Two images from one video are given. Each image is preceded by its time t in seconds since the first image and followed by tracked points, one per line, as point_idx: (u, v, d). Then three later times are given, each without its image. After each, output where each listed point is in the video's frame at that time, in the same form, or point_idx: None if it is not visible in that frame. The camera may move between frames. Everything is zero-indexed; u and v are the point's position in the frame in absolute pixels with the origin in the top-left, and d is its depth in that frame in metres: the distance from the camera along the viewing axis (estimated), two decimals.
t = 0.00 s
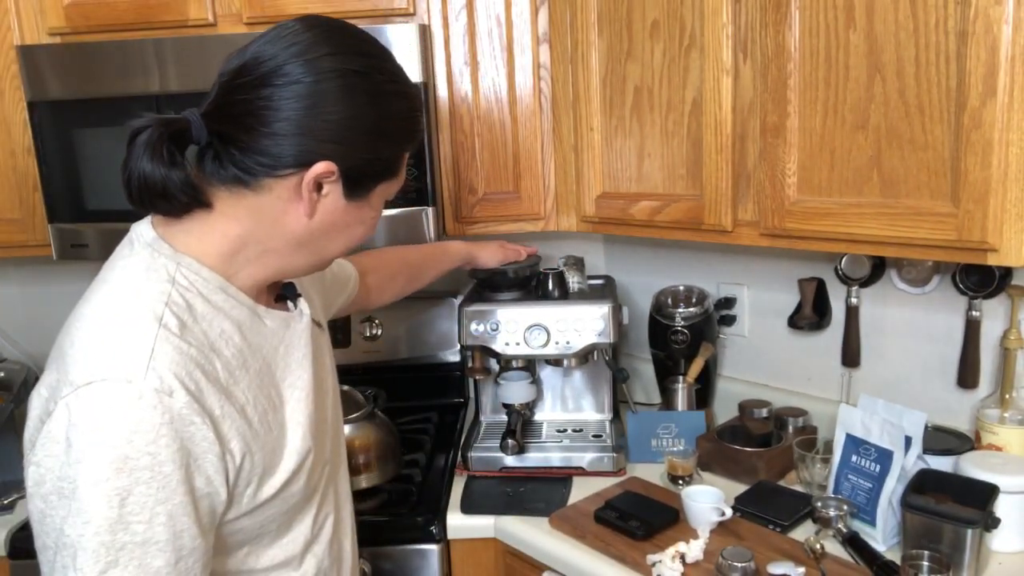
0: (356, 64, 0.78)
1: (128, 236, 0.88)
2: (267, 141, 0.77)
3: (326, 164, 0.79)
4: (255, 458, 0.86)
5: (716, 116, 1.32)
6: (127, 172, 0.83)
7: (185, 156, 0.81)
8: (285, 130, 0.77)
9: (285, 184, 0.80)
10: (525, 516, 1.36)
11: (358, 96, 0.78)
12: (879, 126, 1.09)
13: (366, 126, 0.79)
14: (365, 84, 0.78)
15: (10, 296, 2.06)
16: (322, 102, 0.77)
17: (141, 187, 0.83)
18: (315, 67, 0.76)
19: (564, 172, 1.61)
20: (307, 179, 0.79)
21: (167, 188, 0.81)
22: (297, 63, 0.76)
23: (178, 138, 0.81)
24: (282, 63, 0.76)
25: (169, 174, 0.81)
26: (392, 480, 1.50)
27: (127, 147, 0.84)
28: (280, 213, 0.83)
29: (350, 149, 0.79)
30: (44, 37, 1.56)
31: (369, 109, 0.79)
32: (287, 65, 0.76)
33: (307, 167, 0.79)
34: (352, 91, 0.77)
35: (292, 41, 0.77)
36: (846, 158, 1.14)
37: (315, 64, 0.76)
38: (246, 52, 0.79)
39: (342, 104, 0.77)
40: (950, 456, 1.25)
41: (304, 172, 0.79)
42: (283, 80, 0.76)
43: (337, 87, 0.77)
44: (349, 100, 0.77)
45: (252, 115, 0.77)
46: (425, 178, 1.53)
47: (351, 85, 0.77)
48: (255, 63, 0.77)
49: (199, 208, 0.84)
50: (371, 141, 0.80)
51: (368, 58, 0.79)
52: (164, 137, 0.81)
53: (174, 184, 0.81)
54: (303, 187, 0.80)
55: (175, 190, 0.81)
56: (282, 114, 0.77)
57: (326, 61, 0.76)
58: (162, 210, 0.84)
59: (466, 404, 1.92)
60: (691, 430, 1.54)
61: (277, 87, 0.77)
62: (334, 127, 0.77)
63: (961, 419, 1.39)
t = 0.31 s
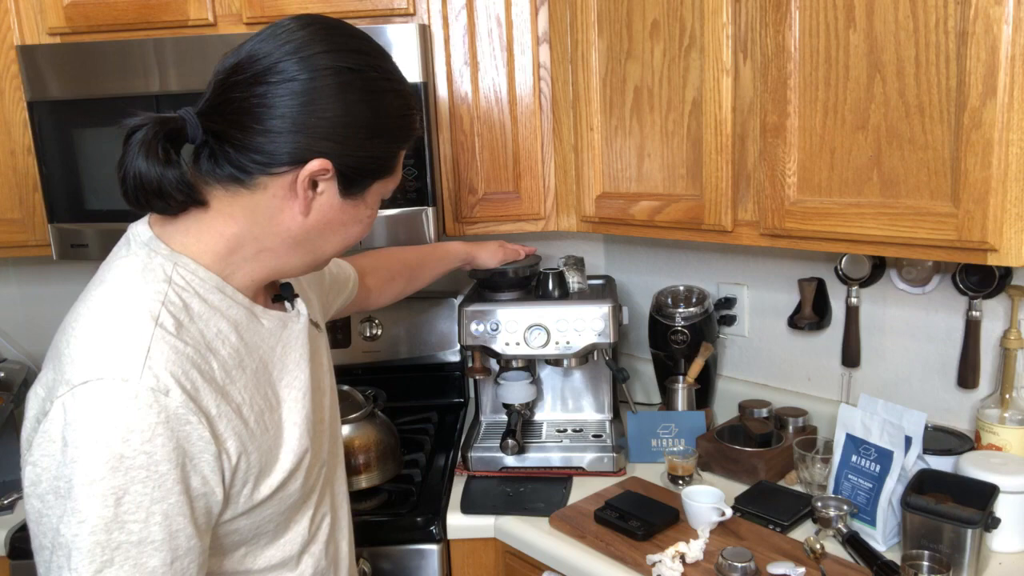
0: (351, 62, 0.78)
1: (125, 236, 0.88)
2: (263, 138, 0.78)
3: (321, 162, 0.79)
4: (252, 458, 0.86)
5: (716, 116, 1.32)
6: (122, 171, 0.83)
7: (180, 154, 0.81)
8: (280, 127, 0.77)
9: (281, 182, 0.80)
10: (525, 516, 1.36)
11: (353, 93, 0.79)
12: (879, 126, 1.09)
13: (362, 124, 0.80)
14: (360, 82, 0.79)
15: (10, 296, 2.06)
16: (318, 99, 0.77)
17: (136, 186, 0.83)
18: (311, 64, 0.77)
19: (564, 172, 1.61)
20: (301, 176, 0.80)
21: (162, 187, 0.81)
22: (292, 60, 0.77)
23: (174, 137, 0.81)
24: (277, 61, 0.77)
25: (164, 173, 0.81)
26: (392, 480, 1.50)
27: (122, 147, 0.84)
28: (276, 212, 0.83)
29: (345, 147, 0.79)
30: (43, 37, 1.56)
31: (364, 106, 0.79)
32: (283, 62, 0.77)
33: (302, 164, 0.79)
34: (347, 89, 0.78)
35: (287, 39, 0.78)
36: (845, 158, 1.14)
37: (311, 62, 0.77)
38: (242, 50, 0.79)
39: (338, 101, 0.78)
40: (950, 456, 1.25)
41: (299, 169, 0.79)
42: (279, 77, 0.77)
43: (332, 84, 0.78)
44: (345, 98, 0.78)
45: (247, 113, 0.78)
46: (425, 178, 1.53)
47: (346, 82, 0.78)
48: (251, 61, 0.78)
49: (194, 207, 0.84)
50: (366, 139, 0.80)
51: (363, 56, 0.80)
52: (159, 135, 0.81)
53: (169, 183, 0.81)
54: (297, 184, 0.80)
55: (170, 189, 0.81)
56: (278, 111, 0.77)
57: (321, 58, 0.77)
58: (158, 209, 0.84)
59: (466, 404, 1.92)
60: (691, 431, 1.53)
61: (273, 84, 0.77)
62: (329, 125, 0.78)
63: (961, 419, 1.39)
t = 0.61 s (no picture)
0: (349, 59, 0.78)
1: (124, 236, 0.88)
2: (260, 137, 0.78)
3: (319, 159, 0.79)
4: (250, 457, 0.86)
5: (716, 116, 1.32)
6: (120, 171, 0.84)
7: (178, 153, 0.82)
8: (278, 125, 0.77)
9: (278, 181, 0.80)
10: (525, 516, 1.36)
11: (350, 91, 0.79)
12: (879, 126, 1.09)
13: (359, 121, 0.80)
14: (358, 79, 0.79)
15: (10, 296, 2.06)
16: (315, 97, 0.77)
17: (134, 186, 0.83)
18: (309, 61, 0.77)
19: (564, 171, 1.61)
20: (299, 175, 0.80)
21: (159, 186, 0.81)
22: (289, 58, 0.77)
23: (172, 136, 0.82)
24: (275, 59, 0.77)
25: (161, 172, 0.81)
26: (392, 480, 1.50)
27: (121, 147, 0.85)
28: (274, 210, 0.83)
29: (343, 144, 0.79)
30: (43, 37, 1.56)
31: (362, 103, 0.79)
32: (280, 60, 0.77)
33: (299, 163, 0.79)
34: (345, 87, 0.78)
35: (285, 37, 0.78)
36: (845, 158, 1.14)
37: (308, 59, 0.77)
38: (239, 49, 0.79)
39: (335, 98, 0.78)
40: (950, 456, 1.25)
41: (297, 167, 0.79)
42: (276, 75, 0.77)
43: (330, 81, 0.78)
44: (342, 95, 0.78)
45: (244, 111, 0.78)
46: (425, 178, 1.53)
47: (343, 79, 0.78)
48: (248, 59, 0.78)
49: (191, 207, 0.84)
50: (364, 136, 0.80)
51: (361, 53, 0.80)
52: (157, 134, 0.81)
53: (167, 182, 0.81)
54: (295, 182, 0.80)
55: (168, 188, 0.81)
56: (275, 109, 0.77)
57: (319, 55, 0.77)
58: (155, 209, 0.84)
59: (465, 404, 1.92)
60: (691, 430, 1.53)
61: (270, 82, 0.77)
62: (327, 122, 0.78)
63: (961, 419, 1.39)
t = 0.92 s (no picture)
0: (348, 59, 0.78)
1: (124, 236, 0.88)
2: (259, 137, 0.78)
3: (318, 159, 0.79)
4: (250, 458, 0.86)
5: (716, 116, 1.32)
6: (120, 171, 0.84)
7: (177, 154, 0.82)
8: (277, 125, 0.77)
9: (278, 181, 0.80)
10: (525, 516, 1.36)
11: (349, 91, 0.79)
12: (879, 126, 1.09)
13: (358, 121, 0.80)
14: (357, 79, 0.79)
15: (10, 296, 2.06)
16: (315, 97, 0.77)
17: (133, 186, 0.83)
18: (308, 61, 0.77)
19: (564, 171, 1.61)
20: (298, 175, 0.80)
21: (158, 186, 0.81)
22: (288, 58, 0.77)
23: (171, 136, 0.82)
24: (273, 59, 0.77)
25: (160, 172, 0.81)
26: (392, 480, 1.50)
27: (120, 146, 0.85)
28: (273, 210, 0.83)
29: (342, 144, 0.79)
30: (43, 37, 1.56)
31: (362, 103, 0.79)
32: (279, 60, 0.77)
33: (298, 163, 0.79)
34: (344, 87, 0.78)
35: (284, 37, 0.78)
36: (846, 158, 1.14)
37: (307, 59, 0.77)
38: (238, 49, 0.79)
39: (335, 98, 0.78)
40: (950, 456, 1.25)
41: (296, 167, 0.79)
42: (275, 75, 0.77)
43: (329, 81, 0.78)
44: (342, 95, 0.78)
45: (243, 111, 0.78)
46: (425, 178, 1.53)
47: (343, 79, 0.78)
48: (247, 59, 0.78)
49: (191, 207, 0.84)
50: (363, 136, 0.80)
51: (360, 53, 0.80)
52: (155, 134, 0.81)
53: (166, 181, 0.81)
54: (294, 182, 0.81)
55: (167, 188, 0.81)
56: (274, 109, 0.77)
57: (318, 55, 0.77)
58: (154, 209, 0.84)
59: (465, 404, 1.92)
60: (691, 430, 1.53)
61: (269, 82, 0.77)
62: (326, 122, 0.78)
63: (961, 419, 1.39)
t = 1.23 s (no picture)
0: (347, 59, 0.78)
1: (123, 236, 0.88)
2: (258, 137, 0.78)
3: (316, 159, 0.79)
4: (250, 457, 0.86)
5: (716, 116, 1.32)
6: (119, 171, 0.83)
7: (176, 154, 0.82)
8: (276, 125, 0.77)
9: (276, 181, 0.80)
10: (525, 516, 1.36)
11: (349, 91, 0.79)
12: (879, 126, 1.09)
13: (357, 121, 0.80)
14: (356, 79, 0.79)
15: (10, 296, 2.06)
16: (314, 97, 0.77)
17: (132, 186, 0.83)
18: (307, 61, 0.77)
19: (564, 171, 1.61)
20: (296, 175, 0.80)
21: (157, 186, 0.81)
22: (287, 58, 0.77)
23: (170, 136, 0.82)
24: (272, 59, 0.77)
25: (159, 172, 0.81)
26: (391, 480, 1.50)
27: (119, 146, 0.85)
28: (272, 210, 0.83)
29: (341, 145, 0.79)
30: (43, 37, 1.56)
31: (361, 103, 0.79)
32: (278, 60, 0.77)
33: (297, 163, 0.79)
34: (343, 87, 0.78)
35: (283, 37, 0.78)
36: (846, 158, 1.14)
37: (306, 59, 0.77)
38: (237, 49, 0.79)
39: (334, 98, 0.78)
40: (950, 456, 1.25)
41: (295, 167, 0.79)
42: (274, 75, 0.77)
43: (328, 81, 0.78)
44: (341, 95, 0.78)
45: (241, 111, 0.78)
46: (425, 178, 1.53)
47: (342, 79, 0.78)
48: (246, 60, 0.78)
49: (190, 206, 0.84)
50: (362, 137, 0.80)
51: (359, 53, 0.80)
52: (154, 134, 0.81)
53: (165, 181, 0.81)
54: (293, 182, 0.81)
55: (166, 188, 0.81)
56: (273, 109, 0.77)
57: (317, 56, 0.77)
58: (154, 208, 0.84)
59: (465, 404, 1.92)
60: (691, 430, 1.53)
61: (268, 82, 0.77)
62: (325, 122, 0.78)
63: (961, 419, 1.39)
